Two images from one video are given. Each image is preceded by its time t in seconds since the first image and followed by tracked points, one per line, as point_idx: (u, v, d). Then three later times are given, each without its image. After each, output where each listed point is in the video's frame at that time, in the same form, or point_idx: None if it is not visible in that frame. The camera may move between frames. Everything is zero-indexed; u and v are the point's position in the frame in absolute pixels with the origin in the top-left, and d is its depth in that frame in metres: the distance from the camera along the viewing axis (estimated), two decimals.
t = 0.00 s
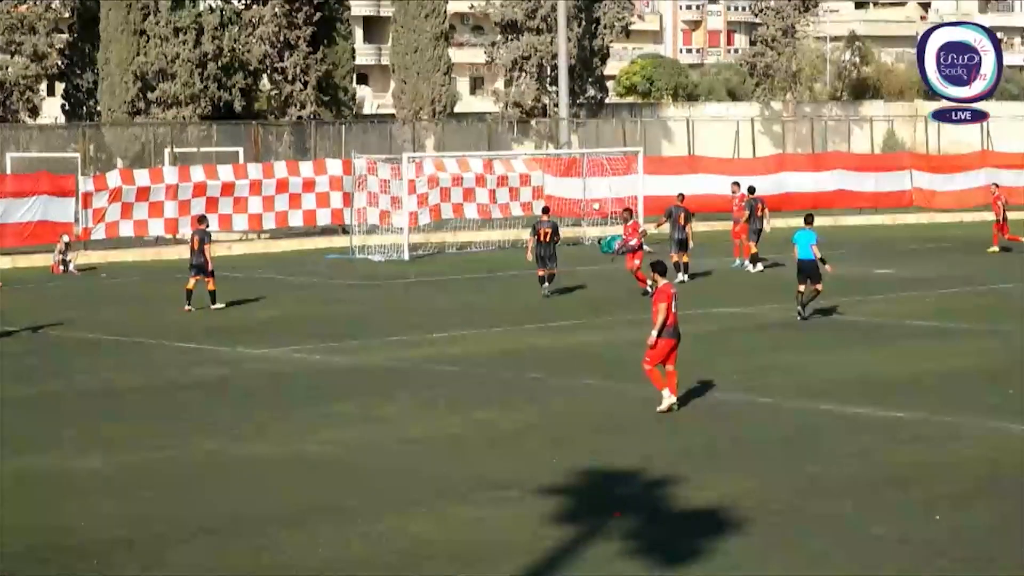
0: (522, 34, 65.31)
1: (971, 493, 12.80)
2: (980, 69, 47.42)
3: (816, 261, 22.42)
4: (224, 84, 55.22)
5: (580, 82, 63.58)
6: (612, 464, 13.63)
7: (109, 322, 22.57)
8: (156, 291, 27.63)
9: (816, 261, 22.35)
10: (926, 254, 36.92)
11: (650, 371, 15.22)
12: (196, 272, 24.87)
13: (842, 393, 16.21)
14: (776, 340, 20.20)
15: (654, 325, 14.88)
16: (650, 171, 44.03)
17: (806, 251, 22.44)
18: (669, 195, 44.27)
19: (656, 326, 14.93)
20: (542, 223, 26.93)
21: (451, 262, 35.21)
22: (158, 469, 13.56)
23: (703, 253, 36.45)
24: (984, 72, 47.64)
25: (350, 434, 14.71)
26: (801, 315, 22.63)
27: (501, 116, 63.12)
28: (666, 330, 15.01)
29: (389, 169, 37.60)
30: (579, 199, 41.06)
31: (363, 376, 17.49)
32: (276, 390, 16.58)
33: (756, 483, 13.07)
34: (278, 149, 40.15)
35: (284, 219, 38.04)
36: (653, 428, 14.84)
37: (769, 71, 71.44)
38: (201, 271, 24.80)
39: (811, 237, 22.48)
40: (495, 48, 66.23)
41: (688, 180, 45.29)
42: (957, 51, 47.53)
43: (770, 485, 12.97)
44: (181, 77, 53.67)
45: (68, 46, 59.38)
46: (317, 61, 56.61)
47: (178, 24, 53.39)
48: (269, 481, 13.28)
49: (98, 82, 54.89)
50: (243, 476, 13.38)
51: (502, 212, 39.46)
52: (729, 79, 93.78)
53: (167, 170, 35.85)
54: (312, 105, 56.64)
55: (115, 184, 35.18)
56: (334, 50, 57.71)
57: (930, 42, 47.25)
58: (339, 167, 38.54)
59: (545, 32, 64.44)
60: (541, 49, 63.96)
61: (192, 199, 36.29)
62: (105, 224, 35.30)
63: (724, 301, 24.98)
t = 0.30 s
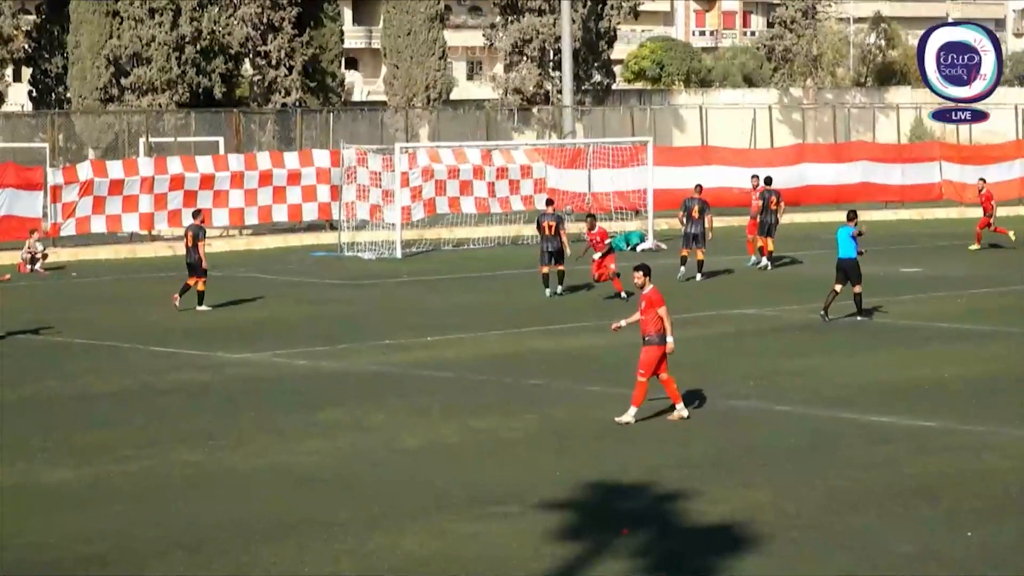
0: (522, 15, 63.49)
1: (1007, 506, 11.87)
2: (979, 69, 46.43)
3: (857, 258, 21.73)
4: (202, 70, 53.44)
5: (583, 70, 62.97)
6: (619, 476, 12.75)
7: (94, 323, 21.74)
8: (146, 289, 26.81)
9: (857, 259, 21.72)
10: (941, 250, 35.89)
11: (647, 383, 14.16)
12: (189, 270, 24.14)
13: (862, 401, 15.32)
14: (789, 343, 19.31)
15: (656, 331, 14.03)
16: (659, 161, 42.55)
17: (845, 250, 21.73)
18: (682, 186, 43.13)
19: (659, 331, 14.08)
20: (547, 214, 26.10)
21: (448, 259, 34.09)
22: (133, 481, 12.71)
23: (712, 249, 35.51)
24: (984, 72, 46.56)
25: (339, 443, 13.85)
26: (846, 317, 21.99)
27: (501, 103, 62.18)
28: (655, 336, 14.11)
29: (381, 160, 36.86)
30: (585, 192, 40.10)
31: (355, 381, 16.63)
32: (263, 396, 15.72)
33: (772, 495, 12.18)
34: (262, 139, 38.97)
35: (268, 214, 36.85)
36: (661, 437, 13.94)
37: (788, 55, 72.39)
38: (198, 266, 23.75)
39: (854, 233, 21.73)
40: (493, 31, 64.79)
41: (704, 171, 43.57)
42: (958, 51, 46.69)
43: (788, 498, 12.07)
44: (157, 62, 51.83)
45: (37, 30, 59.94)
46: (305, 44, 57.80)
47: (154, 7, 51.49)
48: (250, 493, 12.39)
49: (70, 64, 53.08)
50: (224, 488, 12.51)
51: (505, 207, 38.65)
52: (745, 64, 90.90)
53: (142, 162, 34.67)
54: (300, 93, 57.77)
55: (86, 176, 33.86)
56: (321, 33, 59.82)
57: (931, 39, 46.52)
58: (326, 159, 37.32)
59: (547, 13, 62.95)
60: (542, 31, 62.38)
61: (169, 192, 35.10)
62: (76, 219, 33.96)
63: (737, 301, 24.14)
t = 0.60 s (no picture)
0: None
1: None
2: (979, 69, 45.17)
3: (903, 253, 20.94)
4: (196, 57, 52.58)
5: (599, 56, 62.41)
6: (634, 486, 12.14)
7: (90, 324, 21.15)
8: (143, 289, 26.18)
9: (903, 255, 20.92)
10: (957, 249, 35.21)
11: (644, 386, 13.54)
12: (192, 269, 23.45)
13: (888, 408, 14.68)
14: (808, 346, 18.68)
15: (654, 331, 13.43)
16: (679, 154, 41.22)
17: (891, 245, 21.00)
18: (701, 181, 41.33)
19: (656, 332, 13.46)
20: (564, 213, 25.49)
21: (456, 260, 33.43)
22: (123, 491, 12.09)
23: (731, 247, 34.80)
24: (984, 72, 45.18)
25: (341, 451, 13.24)
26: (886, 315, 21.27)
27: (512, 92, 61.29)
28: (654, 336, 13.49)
29: (384, 154, 36.26)
30: (598, 186, 39.51)
31: (358, 386, 16.01)
32: (261, 402, 15.11)
33: (797, 506, 11.56)
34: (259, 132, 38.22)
35: (265, 209, 36.14)
36: (678, 444, 13.32)
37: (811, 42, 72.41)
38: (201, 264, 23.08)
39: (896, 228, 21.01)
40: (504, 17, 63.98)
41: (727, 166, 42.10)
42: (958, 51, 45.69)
43: (814, 509, 11.46)
44: (149, 49, 50.88)
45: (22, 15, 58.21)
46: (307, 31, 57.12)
47: None
48: (247, 504, 11.77)
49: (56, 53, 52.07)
50: (219, 498, 11.89)
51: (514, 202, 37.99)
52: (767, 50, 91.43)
53: (133, 155, 34.07)
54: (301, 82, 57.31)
55: (74, 170, 33.37)
56: (320, 19, 58.79)
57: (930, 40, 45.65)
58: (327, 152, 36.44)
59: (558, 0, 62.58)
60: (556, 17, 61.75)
61: (162, 186, 34.46)
62: (63, 214, 33.41)
63: (751, 302, 23.49)
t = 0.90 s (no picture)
0: None
1: None
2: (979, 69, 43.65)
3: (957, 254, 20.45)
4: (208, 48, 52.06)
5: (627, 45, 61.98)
6: (663, 494, 11.70)
7: (103, 325, 20.74)
8: (158, 288, 25.80)
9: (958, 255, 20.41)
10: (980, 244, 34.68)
11: (647, 388, 13.20)
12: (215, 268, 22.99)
13: (926, 413, 14.21)
14: (839, 347, 18.22)
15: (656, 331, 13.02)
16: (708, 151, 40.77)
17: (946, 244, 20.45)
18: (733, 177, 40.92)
19: (655, 333, 13.05)
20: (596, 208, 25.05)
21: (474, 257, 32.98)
22: (133, 498, 11.67)
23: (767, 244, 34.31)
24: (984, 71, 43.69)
25: (359, 457, 12.80)
26: (928, 315, 20.75)
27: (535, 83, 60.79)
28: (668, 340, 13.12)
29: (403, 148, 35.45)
30: (628, 182, 39.21)
31: (376, 389, 15.58)
32: (275, 406, 14.67)
33: (832, 516, 11.11)
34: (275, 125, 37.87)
35: (280, 206, 35.68)
36: (708, 451, 12.88)
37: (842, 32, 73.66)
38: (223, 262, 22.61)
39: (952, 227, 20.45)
40: (528, 6, 63.56)
41: (757, 160, 41.34)
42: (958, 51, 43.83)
43: (850, 518, 11.01)
44: (158, 40, 50.42)
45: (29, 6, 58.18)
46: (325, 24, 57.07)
47: None
48: (261, 512, 11.34)
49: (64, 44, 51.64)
50: (231, 507, 11.46)
51: (538, 198, 37.53)
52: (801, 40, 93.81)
53: (142, 150, 33.66)
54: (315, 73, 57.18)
55: (81, 165, 32.91)
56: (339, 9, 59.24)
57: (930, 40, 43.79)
58: (344, 146, 35.91)
59: None
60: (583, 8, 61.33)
61: (173, 181, 34.06)
62: (70, 211, 32.96)
63: (777, 302, 23.03)
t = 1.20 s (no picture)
0: None
1: None
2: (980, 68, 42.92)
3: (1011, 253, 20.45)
4: (235, 42, 52.18)
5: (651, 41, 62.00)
6: (696, 495, 11.58)
7: (132, 323, 20.68)
8: (188, 286, 25.75)
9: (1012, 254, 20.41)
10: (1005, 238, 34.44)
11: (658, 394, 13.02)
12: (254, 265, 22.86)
13: (963, 414, 14.04)
14: (874, 347, 18.05)
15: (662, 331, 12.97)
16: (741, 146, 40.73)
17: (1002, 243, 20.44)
18: (764, 173, 40.83)
19: (664, 335, 12.95)
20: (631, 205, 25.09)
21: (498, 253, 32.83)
22: (160, 497, 11.58)
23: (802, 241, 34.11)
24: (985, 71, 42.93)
25: (389, 458, 12.69)
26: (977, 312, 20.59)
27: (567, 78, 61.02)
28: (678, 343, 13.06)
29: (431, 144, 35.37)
30: (660, 179, 39.21)
31: (405, 388, 15.47)
32: (300, 405, 14.56)
33: (867, 517, 10.97)
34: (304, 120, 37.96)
35: (309, 203, 35.56)
36: (743, 452, 12.76)
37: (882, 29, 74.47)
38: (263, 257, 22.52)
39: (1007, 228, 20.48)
40: None
41: (789, 157, 41.11)
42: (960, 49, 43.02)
43: (884, 520, 10.89)
44: (185, 34, 50.61)
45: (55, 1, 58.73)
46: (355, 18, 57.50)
47: None
48: (289, 513, 11.23)
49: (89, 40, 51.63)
50: (259, 507, 11.37)
51: (570, 194, 37.36)
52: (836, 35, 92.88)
53: (170, 146, 33.56)
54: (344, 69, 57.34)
55: (107, 161, 32.81)
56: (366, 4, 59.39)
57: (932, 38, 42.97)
58: (373, 143, 35.88)
59: None
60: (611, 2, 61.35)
61: (200, 178, 33.95)
62: (97, 207, 32.85)
63: (809, 301, 22.87)
